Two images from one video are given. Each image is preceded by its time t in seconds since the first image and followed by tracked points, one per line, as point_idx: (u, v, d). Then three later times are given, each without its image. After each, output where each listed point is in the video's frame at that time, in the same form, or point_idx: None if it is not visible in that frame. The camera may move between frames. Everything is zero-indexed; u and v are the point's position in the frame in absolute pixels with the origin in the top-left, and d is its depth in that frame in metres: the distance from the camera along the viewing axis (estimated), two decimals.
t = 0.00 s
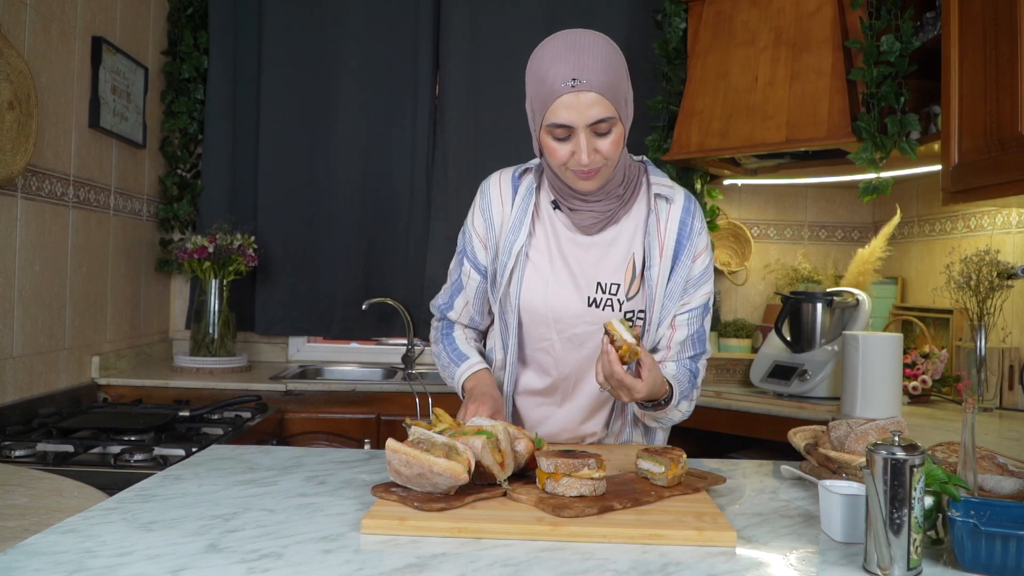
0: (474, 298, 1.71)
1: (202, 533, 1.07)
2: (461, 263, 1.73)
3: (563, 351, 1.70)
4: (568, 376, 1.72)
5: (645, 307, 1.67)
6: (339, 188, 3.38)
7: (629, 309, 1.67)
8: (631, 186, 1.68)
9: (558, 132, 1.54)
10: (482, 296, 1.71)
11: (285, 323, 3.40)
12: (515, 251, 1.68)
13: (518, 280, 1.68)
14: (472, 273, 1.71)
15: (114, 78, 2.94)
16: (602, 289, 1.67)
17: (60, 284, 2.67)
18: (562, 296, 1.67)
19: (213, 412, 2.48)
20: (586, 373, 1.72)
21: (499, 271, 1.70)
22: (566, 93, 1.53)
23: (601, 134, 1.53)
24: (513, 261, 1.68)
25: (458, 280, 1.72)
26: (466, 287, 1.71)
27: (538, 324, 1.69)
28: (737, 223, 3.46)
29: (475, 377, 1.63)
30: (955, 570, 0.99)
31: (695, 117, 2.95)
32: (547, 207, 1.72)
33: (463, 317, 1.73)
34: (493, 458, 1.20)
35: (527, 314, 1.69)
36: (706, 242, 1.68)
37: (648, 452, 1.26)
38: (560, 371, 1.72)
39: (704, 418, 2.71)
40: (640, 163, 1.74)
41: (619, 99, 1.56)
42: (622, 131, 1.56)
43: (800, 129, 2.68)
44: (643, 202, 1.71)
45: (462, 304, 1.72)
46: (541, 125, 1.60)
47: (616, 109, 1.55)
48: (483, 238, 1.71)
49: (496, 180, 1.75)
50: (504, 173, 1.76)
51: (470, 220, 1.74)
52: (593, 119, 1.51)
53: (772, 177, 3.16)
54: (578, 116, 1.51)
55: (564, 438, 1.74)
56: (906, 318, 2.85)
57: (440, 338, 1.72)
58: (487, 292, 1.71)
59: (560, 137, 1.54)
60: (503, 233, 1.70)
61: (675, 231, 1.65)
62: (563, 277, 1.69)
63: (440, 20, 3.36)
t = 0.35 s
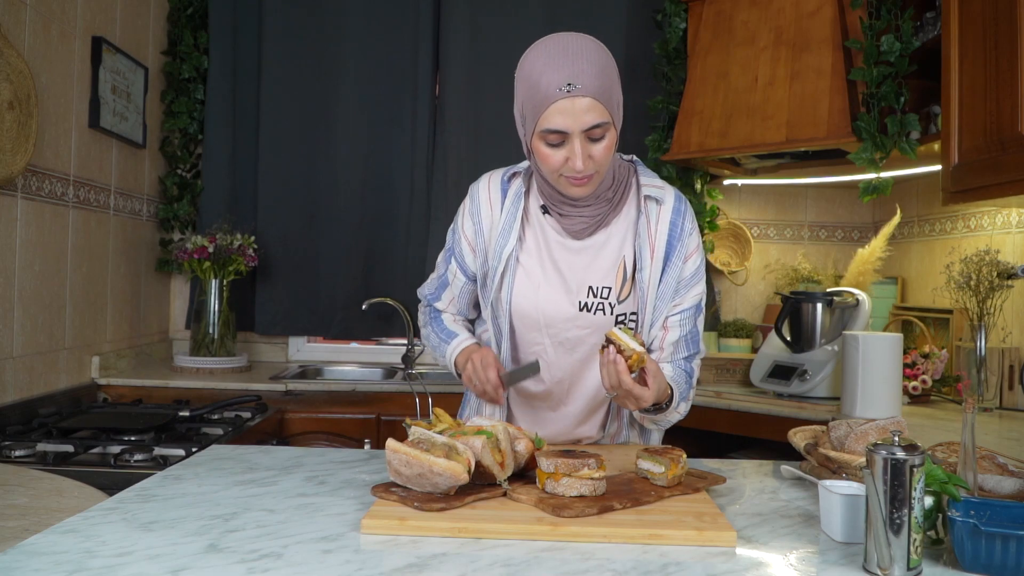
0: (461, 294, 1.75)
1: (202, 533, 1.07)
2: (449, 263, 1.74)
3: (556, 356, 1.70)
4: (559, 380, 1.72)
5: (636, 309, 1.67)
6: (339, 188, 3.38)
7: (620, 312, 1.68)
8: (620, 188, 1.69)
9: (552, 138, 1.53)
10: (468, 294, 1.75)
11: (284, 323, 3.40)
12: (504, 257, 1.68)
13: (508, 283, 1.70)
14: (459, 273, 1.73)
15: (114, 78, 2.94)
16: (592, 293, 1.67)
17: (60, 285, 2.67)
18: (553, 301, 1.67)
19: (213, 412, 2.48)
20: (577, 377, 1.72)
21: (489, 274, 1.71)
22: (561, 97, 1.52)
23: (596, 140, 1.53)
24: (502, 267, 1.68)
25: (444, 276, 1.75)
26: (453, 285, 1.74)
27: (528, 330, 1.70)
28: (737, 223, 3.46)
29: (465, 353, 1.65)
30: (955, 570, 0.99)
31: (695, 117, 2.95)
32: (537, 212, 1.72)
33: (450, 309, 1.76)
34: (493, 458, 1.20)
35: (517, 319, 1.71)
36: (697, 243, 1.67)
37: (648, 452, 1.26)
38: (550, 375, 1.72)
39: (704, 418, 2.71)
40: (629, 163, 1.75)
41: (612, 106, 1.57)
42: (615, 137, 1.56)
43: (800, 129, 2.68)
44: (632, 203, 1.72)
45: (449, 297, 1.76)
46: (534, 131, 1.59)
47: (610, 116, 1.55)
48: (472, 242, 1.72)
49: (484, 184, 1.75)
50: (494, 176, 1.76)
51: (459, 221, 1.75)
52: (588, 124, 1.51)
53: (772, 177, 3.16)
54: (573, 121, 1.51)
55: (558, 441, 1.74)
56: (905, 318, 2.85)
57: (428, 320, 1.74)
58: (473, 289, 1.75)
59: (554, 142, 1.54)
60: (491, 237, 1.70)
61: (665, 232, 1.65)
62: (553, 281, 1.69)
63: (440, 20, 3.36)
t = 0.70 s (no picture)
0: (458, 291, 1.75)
1: (202, 533, 1.07)
2: (446, 260, 1.74)
3: (551, 357, 1.70)
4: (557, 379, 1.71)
5: (633, 308, 1.68)
6: (339, 188, 3.38)
7: (617, 311, 1.68)
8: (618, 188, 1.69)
9: (547, 136, 1.53)
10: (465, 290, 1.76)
11: (284, 322, 3.40)
12: (502, 255, 1.68)
13: (506, 282, 1.70)
14: (456, 271, 1.73)
15: (114, 78, 2.94)
16: (590, 292, 1.67)
17: (60, 284, 2.67)
18: (551, 300, 1.68)
19: (213, 412, 2.48)
20: (574, 376, 1.71)
21: (487, 271, 1.71)
22: (555, 95, 1.52)
23: (591, 138, 1.53)
24: (500, 265, 1.69)
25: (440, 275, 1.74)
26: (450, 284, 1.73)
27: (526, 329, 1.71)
28: (737, 223, 3.46)
29: (462, 318, 1.61)
30: (955, 570, 0.99)
31: (695, 117, 2.95)
32: (535, 210, 1.72)
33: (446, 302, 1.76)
34: (493, 458, 1.20)
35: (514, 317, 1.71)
36: (693, 242, 1.69)
37: (648, 452, 1.26)
38: (548, 373, 1.71)
39: (705, 418, 2.71)
40: (626, 163, 1.75)
41: (608, 103, 1.56)
42: (611, 136, 1.56)
43: (800, 129, 2.68)
44: (629, 202, 1.72)
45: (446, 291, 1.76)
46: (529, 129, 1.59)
47: (606, 114, 1.55)
48: (471, 238, 1.72)
49: (485, 180, 1.75)
50: (493, 173, 1.76)
51: (457, 218, 1.75)
52: (582, 122, 1.51)
53: (772, 177, 3.16)
54: (568, 119, 1.51)
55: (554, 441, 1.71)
56: (905, 318, 2.85)
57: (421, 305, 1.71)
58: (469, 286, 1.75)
59: (549, 141, 1.54)
60: (490, 234, 1.71)
61: (662, 231, 1.66)
62: (550, 280, 1.69)
63: (440, 21, 3.36)
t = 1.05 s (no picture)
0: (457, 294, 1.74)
1: (202, 533, 1.07)
2: (446, 263, 1.73)
3: (551, 359, 1.70)
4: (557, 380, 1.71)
5: (632, 309, 1.68)
6: (339, 188, 3.38)
7: (615, 312, 1.67)
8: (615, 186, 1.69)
9: (534, 106, 1.56)
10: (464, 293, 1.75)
11: (284, 322, 3.40)
12: (502, 255, 1.68)
13: (505, 283, 1.70)
14: (457, 274, 1.73)
15: (114, 78, 2.94)
16: (588, 293, 1.67)
17: (60, 284, 2.67)
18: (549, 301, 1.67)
19: (213, 412, 2.48)
20: (574, 377, 1.71)
21: (487, 272, 1.71)
22: (544, 66, 1.55)
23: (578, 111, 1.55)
24: (499, 265, 1.69)
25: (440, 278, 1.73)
26: (450, 287, 1.72)
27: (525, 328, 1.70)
28: (737, 223, 3.46)
29: (463, 322, 1.60)
30: (955, 570, 0.99)
31: (694, 117, 2.95)
32: (533, 211, 1.72)
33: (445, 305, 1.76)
34: (493, 458, 1.20)
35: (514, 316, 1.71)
36: (691, 242, 1.69)
37: (648, 452, 1.26)
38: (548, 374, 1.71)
39: (705, 419, 2.71)
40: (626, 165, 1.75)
41: (602, 85, 1.58)
42: (601, 116, 1.57)
43: (800, 129, 2.68)
44: (627, 204, 1.72)
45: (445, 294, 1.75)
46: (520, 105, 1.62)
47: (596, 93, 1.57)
48: (471, 240, 1.72)
49: (484, 181, 1.75)
50: (492, 174, 1.76)
51: (457, 219, 1.75)
52: (570, 94, 1.53)
53: (772, 177, 3.16)
54: (554, 88, 1.53)
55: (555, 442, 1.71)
56: (906, 318, 2.85)
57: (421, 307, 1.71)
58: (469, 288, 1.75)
59: (536, 112, 1.56)
60: (490, 235, 1.71)
61: (660, 232, 1.66)
62: (548, 281, 1.69)
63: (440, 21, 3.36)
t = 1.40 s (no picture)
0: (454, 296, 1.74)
1: (202, 533, 1.07)
2: (444, 264, 1.73)
3: (548, 359, 1.70)
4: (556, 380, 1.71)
5: (629, 309, 1.68)
6: (339, 189, 3.38)
7: (614, 312, 1.68)
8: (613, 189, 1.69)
9: (540, 132, 1.54)
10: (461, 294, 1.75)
11: (284, 322, 3.40)
12: (501, 257, 1.69)
13: (503, 283, 1.70)
14: (454, 275, 1.72)
15: (114, 78, 2.94)
16: (586, 294, 1.67)
17: (60, 284, 2.67)
18: (547, 301, 1.68)
19: (213, 412, 2.48)
20: (572, 377, 1.71)
21: (485, 273, 1.72)
22: (548, 92, 1.53)
23: (584, 135, 1.54)
24: (498, 267, 1.69)
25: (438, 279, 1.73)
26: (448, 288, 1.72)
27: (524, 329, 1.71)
28: (737, 223, 3.47)
29: (461, 319, 1.60)
30: (955, 570, 0.99)
31: (695, 117, 2.95)
32: (530, 213, 1.72)
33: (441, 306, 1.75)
34: (493, 458, 1.20)
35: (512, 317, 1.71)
36: (689, 242, 1.68)
37: (648, 452, 1.26)
38: (546, 373, 1.71)
39: (704, 419, 2.71)
40: (623, 166, 1.75)
41: (602, 103, 1.57)
42: (604, 133, 1.57)
43: (800, 129, 2.68)
44: (624, 205, 1.72)
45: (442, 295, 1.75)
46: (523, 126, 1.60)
47: (599, 111, 1.56)
48: (468, 240, 1.72)
49: (481, 182, 1.75)
50: (490, 175, 1.76)
51: (454, 220, 1.75)
52: (575, 120, 1.52)
53: (772, 177, 3.16)
54: (560, 115, 1.52)
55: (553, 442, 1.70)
56: (905, 318, 2.85)
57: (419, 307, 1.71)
58: (466, 289, 1.75)
59: (543, 138, 1.54)
60: (487, 237, 1.71)
61: (657, 231, 1.66)
62: (546, 282, 1.69)
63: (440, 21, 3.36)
